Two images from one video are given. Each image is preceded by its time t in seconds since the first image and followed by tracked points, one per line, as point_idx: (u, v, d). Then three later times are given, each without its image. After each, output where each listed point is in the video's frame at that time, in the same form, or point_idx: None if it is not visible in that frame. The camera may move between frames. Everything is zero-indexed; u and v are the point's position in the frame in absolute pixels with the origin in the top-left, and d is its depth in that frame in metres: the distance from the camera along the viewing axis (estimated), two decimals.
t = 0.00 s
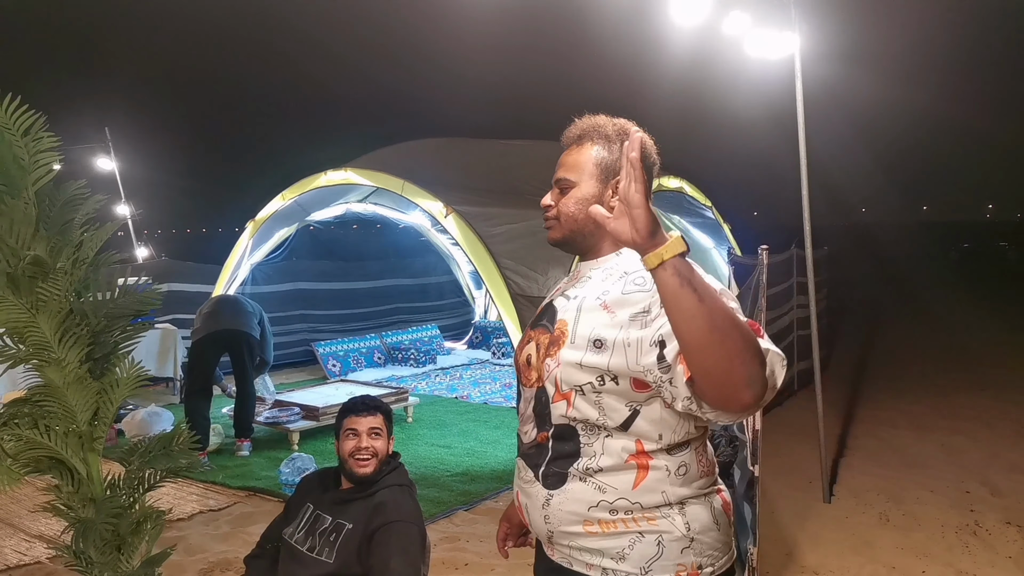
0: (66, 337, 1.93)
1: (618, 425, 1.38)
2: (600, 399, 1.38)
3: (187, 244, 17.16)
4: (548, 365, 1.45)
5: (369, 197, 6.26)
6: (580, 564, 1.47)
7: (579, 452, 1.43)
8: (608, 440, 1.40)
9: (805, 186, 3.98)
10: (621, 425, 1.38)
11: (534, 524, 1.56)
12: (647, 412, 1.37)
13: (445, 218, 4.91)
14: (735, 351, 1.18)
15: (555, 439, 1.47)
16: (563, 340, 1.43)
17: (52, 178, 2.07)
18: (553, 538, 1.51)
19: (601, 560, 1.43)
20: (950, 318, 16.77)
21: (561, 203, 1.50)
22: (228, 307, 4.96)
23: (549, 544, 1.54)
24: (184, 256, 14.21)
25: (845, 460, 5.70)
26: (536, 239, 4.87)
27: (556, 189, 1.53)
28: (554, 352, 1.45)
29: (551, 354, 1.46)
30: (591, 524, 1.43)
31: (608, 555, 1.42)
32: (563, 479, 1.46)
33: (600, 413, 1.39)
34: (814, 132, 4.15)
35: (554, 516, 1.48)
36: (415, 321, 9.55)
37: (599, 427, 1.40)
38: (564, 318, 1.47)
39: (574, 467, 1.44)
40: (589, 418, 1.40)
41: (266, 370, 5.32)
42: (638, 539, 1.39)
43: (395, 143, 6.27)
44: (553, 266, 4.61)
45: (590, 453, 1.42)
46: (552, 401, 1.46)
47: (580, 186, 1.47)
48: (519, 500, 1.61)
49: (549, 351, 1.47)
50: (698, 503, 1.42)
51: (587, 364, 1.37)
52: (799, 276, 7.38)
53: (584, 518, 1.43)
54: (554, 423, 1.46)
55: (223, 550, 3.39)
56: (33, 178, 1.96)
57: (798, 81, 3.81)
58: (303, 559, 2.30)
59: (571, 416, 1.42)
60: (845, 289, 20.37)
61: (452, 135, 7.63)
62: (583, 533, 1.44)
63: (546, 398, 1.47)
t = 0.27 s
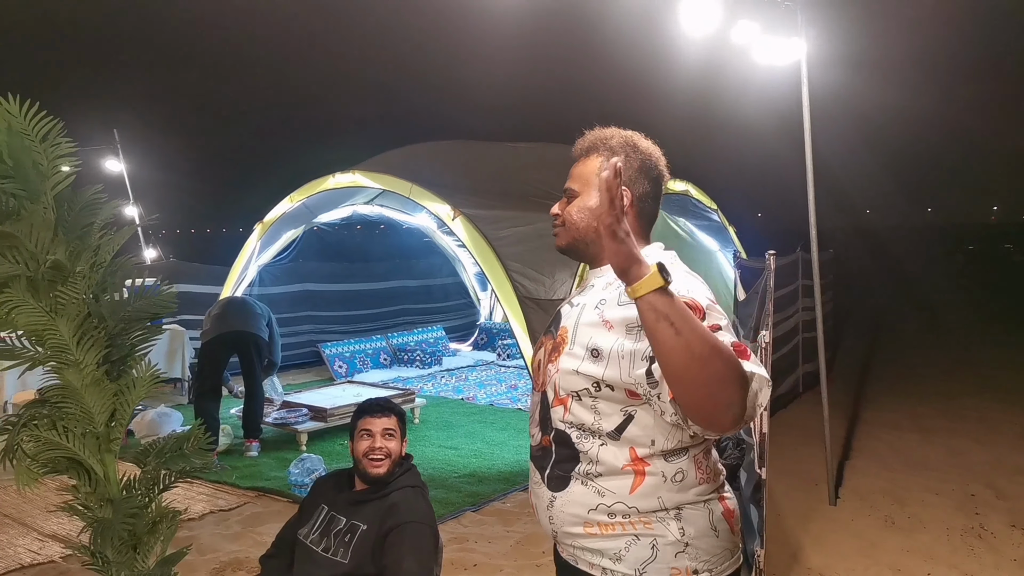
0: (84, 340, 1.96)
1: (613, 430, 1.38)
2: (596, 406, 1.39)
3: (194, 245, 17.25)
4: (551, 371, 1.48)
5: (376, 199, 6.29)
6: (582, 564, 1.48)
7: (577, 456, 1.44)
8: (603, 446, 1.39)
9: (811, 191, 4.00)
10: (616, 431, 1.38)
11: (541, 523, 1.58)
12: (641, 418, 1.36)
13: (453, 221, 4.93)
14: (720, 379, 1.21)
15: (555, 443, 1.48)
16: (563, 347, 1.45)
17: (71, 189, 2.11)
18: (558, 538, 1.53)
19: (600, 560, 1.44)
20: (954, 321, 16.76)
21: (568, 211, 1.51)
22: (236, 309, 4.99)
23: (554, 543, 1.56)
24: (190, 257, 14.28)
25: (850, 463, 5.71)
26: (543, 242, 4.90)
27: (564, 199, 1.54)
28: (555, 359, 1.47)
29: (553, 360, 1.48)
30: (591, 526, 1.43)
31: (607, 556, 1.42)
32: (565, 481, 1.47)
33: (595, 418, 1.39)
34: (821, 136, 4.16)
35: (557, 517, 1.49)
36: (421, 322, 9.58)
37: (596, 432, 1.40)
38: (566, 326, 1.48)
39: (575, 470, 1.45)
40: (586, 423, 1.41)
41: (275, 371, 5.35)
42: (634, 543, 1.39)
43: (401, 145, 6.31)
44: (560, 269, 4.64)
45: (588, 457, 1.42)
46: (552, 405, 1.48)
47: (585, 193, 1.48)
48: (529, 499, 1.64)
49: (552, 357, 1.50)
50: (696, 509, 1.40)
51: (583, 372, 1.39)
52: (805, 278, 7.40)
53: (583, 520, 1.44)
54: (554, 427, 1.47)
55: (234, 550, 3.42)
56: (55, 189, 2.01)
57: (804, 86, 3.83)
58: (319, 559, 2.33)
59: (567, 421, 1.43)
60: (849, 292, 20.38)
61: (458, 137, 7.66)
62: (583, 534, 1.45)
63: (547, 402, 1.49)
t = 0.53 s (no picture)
0: (120, 342, 2.02)
1: (643, 431, 1.42)
2: (624, 407, 1.44)
3: (206, 247, 17.37)
4: (583, 372, 1.53)
5: (390, 201, 6.34)
6: (608, 557, 1.53)
7: (608, 453, 1.48)
8: (633, 446, 1.43)
9: (826, 195, 4.02)
10: (645, 431, 1.42)
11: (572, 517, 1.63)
12: (669, 422, 1.40)
13: (468, 224, 4.97)
14: (744, 408, 1.26)
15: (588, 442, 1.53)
16: (596, 349, 1.51)
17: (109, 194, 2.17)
18: (587, 532, 1.57)
19: (624, 555, 1.48)
20: (966, 323, 16.68)
21: (604, 221, 1.56)
22: (255, 310, 5.05)
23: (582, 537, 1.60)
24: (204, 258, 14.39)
25: (864, 465, 5.71)
26: (559, 245, 4.93)
27: (597, 212, 1.59)
28: (588, 360, 1.52)
29: (586, 362, 1.53)
30: (618, 522, 1.47)
31: (631, 552, 1.46)
32: (596, 478, 1.51)
33: (625, 418, 1.44)
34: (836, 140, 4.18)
35: (586, 512, 1.54)
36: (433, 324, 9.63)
37: (626, 432, 1.44)
38: (599, 331, 1.54)
39: (605, 467, 1.49)
40: (616, 422, 1.45)
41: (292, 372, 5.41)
42: (657, 541, 1.42)
43: (416, 149, 6.36)
44: (576, 272, 4.68)
45: (618, 456, 1.46)
46: (584, 404, 1.53)
47: (621, 202, 1.53)
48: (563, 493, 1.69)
49: (585, 359, 1.55)
50: (721, 513, 1.41)
51: (613, 373, 1.44)
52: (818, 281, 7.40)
53: (610, 516, 1.48)
54: (587, 425, 1.52)
55: (257, 548, 3.45)
56: (94, 195, 2.07)
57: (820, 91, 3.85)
58: (350, 558, 2.37)
59: (599, 419, 1.47)
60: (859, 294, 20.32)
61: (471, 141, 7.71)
62: (610, 530, 1.49)
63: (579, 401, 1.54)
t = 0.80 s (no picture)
0: (173, 339, 2.11)
1: (686, 420, 1.48)
2: (669, 396, 1.50)
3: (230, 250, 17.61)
4: (630, 363, 1.60)
5: (413, 203, 6.44)
6: (655, 546, 1.57)
7: (654, 442, 1.54)
8: (677, 435, 1.49)
9: (852, 197, 4.05)
10: (688, 420, 1.48)
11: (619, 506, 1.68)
12: (710, 411, 1.46)
13: (494, 226, 5.04)
14: (775, 404, 1.33)
15: (634, 433, 1.59)
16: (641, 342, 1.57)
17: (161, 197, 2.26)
18: (634, 519, 1.63)
19: (672, 544, 1.53)
20: (989, 325, 16.50)
21: (652, 224, 1.62)
22: (286, 311, 5.16)
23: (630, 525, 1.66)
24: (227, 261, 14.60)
25: (888, 466, 5.71)
26: (584, 247, 4.99)
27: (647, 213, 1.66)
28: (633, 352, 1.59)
29: (631, 354, 1.60)
30: (665, 510, 1.53)
31: (679, 541, 1.51)
32: (643, 468, 1.57)
33: (670, 407, 1.50)
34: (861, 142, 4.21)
35: (634, 501, 1.59)
36: (454, 324, 9.72)
37: (670, 421, 1.50)
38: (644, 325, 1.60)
39: (652, 457, 1.55)
40: (662, 411, 1.52)
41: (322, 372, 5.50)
42: (703, 529, 1.48)
43: (440, 152, 6.46)
44: (601, 273, 4.74)
45: (663, 445, 1.52)
46: (630, 395, 1.59)
47: (670, 207, 1.60)
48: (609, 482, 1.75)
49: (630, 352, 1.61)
50: (764, 503, 1.47)
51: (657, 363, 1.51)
52: (840, 283, 7.38)
53: (658, 505, 1.53)
54: (633, 415, 1.59)
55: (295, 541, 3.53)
56: (149, 198, 2.15)
57: (846, 94, 3.89)
58: (396, 550, 2.43)
59: (644, 409, 1.54)
60: (880, 297, 20.17)
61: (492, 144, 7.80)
62: (657, 518, 1.54)
63: (626, 392, 1.61)
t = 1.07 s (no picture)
0: (228, 334, 2.20)
1: (741, 411, 1.55)
2: (720, 388, 1.57)
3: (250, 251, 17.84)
4: (680, 358, 1.66)
5: (438, 203, 6.53)
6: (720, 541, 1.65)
7: (712, 433, 1.60)
8: (736, 426, 1.55)
9: (880, 198, 4.08)
10: (743, 411, 1.55)
11: (676, 498, 1.73)
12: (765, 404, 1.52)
13: (523, 226, 5.13)
14: (816, 442, 1.42)
15: (690, 426, 1.65)
16: (689, 337, 1.63)
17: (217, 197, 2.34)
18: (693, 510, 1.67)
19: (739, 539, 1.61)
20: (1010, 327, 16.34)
21: (706, 228, 1.69)
22: (318, 309, 5.25)
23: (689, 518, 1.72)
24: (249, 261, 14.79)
25: (914, 466, 5.71)
26: (611, 247, 5.06)
27: (704, 216, 1.72)
28: (683, 346, 1.65)
29: (682, 348, 1.66)
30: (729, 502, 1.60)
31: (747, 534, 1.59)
32: (702, 460, 1.63)
33: (723, 399, 1.57)
34: (888, 144, 4.24)
35: (696, 493, 1.64)
36: (476, 324, 9.81)
37: (727, 412, 1.57)
38: (693, 320, 1.66)
39: (710, 450, 1.61)
40: (717, 403, 1.58)
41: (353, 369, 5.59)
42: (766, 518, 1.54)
43: (466, 154, 6.56)
44: (628, 273, 4.81)
45: (723, 437, 1.58)
46: (683, 388, 1.66)
47: (725, 212, 1.66)
48: (665, 476, 1.80)
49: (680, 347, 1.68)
50: (825, 493, 1.57)
51: (705, 357, 1.58)
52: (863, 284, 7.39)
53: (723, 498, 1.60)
54: (688, 408, 1.65)
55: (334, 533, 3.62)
56: (207, 198, 2.23)
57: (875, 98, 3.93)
58: (445, 543, 2.17)
59: (700, 401, 1.60)
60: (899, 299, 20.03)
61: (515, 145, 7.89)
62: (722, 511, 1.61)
63: (678, 386, 1.68)
